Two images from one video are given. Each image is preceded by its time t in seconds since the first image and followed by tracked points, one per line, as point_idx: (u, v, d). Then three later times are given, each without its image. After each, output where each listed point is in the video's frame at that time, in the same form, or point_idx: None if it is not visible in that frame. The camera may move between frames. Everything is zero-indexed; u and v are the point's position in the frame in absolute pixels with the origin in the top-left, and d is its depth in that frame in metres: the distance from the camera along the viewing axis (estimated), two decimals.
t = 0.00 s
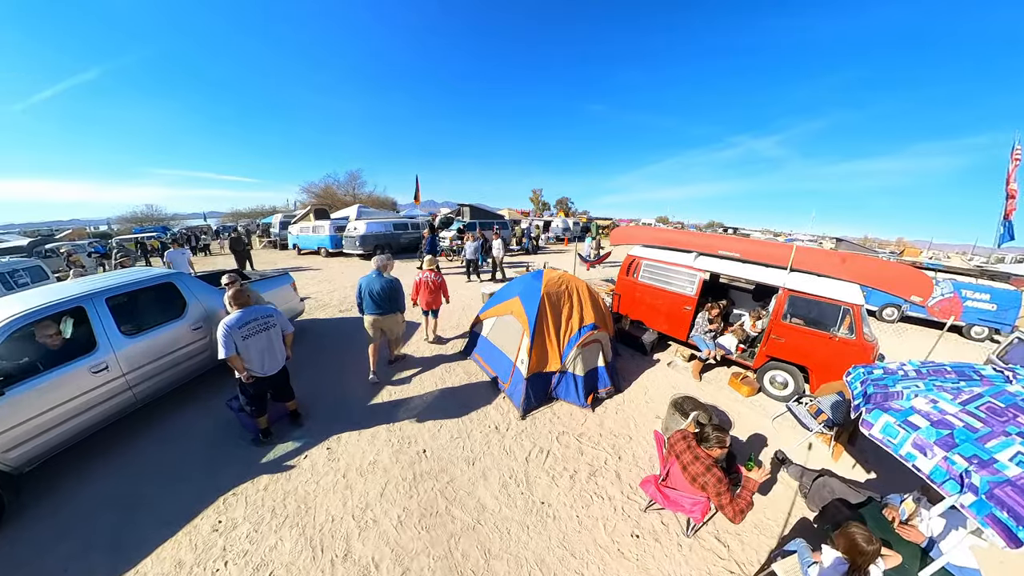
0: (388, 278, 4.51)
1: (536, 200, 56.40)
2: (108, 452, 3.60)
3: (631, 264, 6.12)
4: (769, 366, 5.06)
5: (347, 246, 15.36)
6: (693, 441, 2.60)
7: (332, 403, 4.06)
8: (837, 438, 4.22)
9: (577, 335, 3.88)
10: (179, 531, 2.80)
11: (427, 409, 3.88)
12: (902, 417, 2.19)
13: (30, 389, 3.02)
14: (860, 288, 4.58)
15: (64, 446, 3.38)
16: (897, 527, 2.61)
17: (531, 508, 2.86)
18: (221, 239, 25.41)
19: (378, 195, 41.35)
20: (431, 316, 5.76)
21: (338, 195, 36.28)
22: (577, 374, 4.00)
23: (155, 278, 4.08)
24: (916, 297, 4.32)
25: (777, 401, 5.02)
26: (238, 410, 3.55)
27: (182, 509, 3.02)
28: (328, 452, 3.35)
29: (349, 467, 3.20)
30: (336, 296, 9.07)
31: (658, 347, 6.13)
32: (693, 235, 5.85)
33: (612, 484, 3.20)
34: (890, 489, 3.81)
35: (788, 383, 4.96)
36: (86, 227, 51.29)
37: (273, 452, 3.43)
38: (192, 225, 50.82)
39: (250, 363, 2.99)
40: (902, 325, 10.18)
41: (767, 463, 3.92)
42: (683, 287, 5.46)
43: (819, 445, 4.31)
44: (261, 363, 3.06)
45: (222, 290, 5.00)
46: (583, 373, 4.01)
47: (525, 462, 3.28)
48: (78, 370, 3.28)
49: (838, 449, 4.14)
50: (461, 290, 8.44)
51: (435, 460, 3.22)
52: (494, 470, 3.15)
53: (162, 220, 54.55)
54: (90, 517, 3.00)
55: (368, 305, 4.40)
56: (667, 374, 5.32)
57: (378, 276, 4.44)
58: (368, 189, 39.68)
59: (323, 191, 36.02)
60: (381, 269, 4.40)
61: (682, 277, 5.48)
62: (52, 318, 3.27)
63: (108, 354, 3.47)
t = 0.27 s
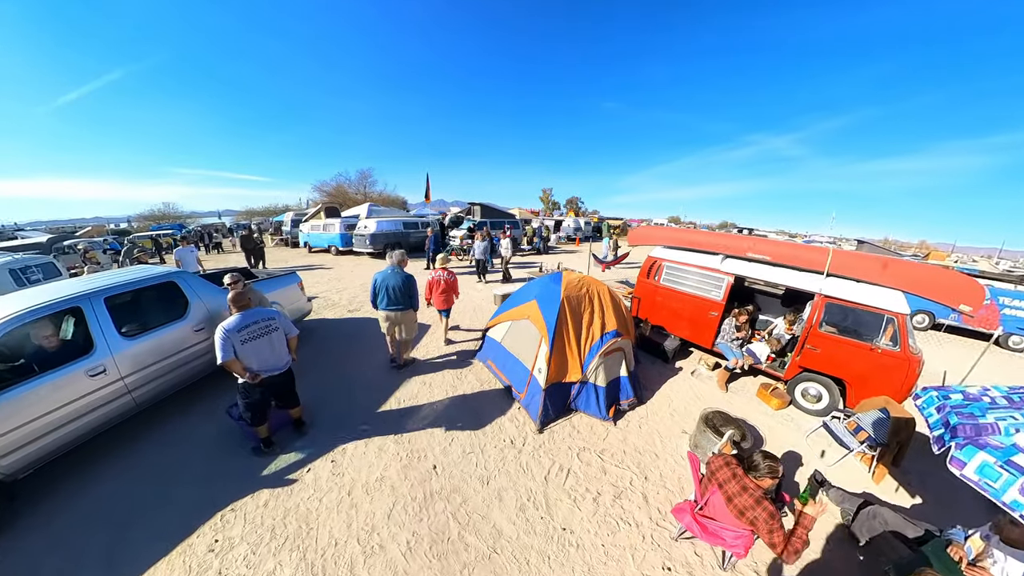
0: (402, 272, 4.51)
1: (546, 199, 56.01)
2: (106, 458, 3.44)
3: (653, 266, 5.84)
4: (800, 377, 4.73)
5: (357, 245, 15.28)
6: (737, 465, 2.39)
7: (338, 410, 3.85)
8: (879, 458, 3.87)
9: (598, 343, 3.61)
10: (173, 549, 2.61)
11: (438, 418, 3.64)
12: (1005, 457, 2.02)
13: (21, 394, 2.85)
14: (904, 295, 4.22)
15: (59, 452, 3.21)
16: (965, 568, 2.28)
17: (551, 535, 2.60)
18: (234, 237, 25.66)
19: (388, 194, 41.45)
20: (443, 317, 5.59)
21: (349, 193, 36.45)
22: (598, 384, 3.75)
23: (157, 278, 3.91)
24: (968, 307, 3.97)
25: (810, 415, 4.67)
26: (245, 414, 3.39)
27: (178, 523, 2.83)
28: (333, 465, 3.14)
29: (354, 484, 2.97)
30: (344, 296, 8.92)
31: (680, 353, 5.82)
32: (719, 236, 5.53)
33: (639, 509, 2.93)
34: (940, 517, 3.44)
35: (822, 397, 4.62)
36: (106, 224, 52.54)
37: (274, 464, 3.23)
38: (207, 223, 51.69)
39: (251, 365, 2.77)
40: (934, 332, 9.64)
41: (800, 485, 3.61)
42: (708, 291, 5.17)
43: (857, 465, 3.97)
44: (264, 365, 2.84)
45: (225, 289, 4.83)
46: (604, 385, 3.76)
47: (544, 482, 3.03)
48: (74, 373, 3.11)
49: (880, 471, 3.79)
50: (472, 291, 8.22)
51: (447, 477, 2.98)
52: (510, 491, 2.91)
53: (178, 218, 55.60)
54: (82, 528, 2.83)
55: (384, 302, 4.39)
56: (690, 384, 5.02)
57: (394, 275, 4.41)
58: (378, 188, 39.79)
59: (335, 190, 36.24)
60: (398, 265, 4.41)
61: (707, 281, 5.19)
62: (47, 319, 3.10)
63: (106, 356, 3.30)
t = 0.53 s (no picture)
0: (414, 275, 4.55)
1: (556, 199, 55.54)
2: (111, 467, 3.34)
3: (675, 271, 5.58)
4: (833, 393, 4.43)
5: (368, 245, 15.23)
6: (785, 505, 2.20)
7: (346, 422, 3.67)
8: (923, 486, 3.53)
9: (622, 356, 3.42)
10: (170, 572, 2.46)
11: (451, 433, 3.44)
12: None
13: (19, 406, 2.71)
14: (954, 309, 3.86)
15: (59, 463, 3.09)
16: None
17: (575, 570, 2.38)
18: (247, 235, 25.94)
19: (399, 193, 41.55)
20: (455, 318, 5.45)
21: (361, 193, 36.62)
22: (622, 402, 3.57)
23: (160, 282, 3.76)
24: None
25: (846, 434, 4.37)
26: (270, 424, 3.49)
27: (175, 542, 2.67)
28: (340, 483, 2.97)
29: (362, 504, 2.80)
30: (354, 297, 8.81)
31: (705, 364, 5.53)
32: (747, 241, 5.24)
33: (668, 540, 2.69)
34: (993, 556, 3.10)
35: (859, 415, 4.31)
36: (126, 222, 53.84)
37: (279, 480, 3.06)
38: (223, 221, 52.61)
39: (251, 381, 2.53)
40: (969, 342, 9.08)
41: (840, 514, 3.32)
42: (736, 300, 4.91)
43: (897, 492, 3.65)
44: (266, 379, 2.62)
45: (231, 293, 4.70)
46: (629, 401, 3.57)
47: (565, 508, 2.81)
48: (77, 382, 2.99)
49: (923, 499, 3.47)
50: (484, 294, 8.01)
51: (460, 501, 2.78)
52: (528, 517, 2.69)
53: (195, 217, 56.66)
54: (79, 545, 2.70)
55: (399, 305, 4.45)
56: (715, 399, 4.74)
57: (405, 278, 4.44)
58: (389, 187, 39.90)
59: (347, 189, 36.45)
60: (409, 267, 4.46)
61: (735, 289, 4.93)
62: (47, 326, 2.97)
63: (108, 364, 3.16)
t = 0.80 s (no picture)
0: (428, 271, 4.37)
1: (567, 199, 55.08)
2: (101, 482, 3.14)
3: (702, 275, 5.23)
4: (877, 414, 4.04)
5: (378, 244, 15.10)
6: (854, 557, 1.90)
7: (352, 434, 3.43)
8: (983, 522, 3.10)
9: (653, 372, 3.17)
10: None
11: (464, 452, 3.18)
12: None
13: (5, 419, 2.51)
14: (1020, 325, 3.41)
15: (49, 477, 2.91)
16: None
17: None
18: (260, 233, 26.15)
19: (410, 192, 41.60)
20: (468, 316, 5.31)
21: (372, 191, 36.73)
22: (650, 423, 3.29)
23: (158, 283, 3.55)
24: None
25: (891, 458, 3.96)
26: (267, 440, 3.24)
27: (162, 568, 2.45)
28: (343, 507, 2.73)
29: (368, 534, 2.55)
30: (363, 297, 8.62)
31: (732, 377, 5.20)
32: (782, 243, 4.84)
33: None
34: None
35: (905, 437, 3.90)
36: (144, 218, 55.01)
37: (278, 502, 2.83)
38: (238, 219, 53.43)
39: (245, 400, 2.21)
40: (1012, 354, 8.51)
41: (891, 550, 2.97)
42: (770, 308, 4.56)
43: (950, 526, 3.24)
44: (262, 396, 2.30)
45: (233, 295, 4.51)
46: (659, 421, 3.28)
47: (590, 542, 2.52)
48: (66, 392, 2.79)
49: (983, 537, 3.04)
50: (495, 296, 7.75)
51: (474, 533, 2.52)
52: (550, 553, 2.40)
53: (211, 215, 57.71)
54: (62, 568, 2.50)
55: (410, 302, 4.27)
56: (746, 415, 4.39)
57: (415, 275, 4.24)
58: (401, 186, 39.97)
59: (358, 187, 36.60)
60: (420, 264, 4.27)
61: (769, 296, 4.57)
62: (37, 332, 2.78)
63: (100, 372, 2.96)
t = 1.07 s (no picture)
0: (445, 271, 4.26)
1: (579, 198, 54.51)
2: (97, 497, 2.98)
3: (733, 282, 4.89)
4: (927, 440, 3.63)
5: (388, 242, 14.94)
6: None
7: (357, 450, 3.20)
8: None
9: (686, 393, 2.93)
10: None
11: (476, 475, 2.93)
12: None
13: None
14: None
15: (36, 493, 2.73)
16: None
17: None
18: (272, 231, 26.35)
19: (421, 190, 41.57)
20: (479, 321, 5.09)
21: (384, 190, 36.80)
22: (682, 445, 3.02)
23: (155, 287, 3.35)
24: None
25: (942, 488, 3.55)
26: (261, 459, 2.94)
27: None
28: (346, 537, 2.49)
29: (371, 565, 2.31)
30: (373, 297, 8.43)
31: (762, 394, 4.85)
32: (823, 249, 4.45)
33: None
34: None
35: (958, 465, 3.49)
36: (161, 215, 56.13)
37: (276, 526, 2.61)
38: (252, 217, 54.22)
39: (227, 423, 1.95)
40: None
41: None
42: (809, 321, 4.21)
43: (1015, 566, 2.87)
44: (249, 418, 2.04)
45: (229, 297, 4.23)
46: (690, 446, 3.04)
47: None
48: (52, 406, 2.60)
49: None
50: (508, 300, 7.48)
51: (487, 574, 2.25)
52: None
53: (227, 213, 58.74)
54: None
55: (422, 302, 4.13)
56: (781, 437, 4.05)
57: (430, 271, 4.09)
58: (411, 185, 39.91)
59: (370, 186, 36.68)
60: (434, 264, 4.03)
61: (808, 308, 4.22)
62: (22, 340, 2.59)
63: (90, 383, 2.78)
